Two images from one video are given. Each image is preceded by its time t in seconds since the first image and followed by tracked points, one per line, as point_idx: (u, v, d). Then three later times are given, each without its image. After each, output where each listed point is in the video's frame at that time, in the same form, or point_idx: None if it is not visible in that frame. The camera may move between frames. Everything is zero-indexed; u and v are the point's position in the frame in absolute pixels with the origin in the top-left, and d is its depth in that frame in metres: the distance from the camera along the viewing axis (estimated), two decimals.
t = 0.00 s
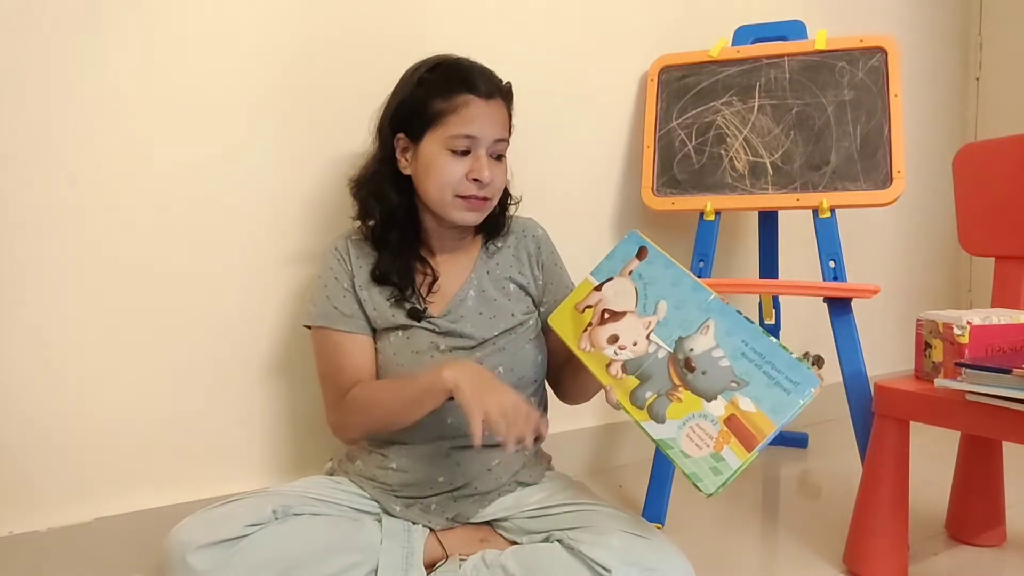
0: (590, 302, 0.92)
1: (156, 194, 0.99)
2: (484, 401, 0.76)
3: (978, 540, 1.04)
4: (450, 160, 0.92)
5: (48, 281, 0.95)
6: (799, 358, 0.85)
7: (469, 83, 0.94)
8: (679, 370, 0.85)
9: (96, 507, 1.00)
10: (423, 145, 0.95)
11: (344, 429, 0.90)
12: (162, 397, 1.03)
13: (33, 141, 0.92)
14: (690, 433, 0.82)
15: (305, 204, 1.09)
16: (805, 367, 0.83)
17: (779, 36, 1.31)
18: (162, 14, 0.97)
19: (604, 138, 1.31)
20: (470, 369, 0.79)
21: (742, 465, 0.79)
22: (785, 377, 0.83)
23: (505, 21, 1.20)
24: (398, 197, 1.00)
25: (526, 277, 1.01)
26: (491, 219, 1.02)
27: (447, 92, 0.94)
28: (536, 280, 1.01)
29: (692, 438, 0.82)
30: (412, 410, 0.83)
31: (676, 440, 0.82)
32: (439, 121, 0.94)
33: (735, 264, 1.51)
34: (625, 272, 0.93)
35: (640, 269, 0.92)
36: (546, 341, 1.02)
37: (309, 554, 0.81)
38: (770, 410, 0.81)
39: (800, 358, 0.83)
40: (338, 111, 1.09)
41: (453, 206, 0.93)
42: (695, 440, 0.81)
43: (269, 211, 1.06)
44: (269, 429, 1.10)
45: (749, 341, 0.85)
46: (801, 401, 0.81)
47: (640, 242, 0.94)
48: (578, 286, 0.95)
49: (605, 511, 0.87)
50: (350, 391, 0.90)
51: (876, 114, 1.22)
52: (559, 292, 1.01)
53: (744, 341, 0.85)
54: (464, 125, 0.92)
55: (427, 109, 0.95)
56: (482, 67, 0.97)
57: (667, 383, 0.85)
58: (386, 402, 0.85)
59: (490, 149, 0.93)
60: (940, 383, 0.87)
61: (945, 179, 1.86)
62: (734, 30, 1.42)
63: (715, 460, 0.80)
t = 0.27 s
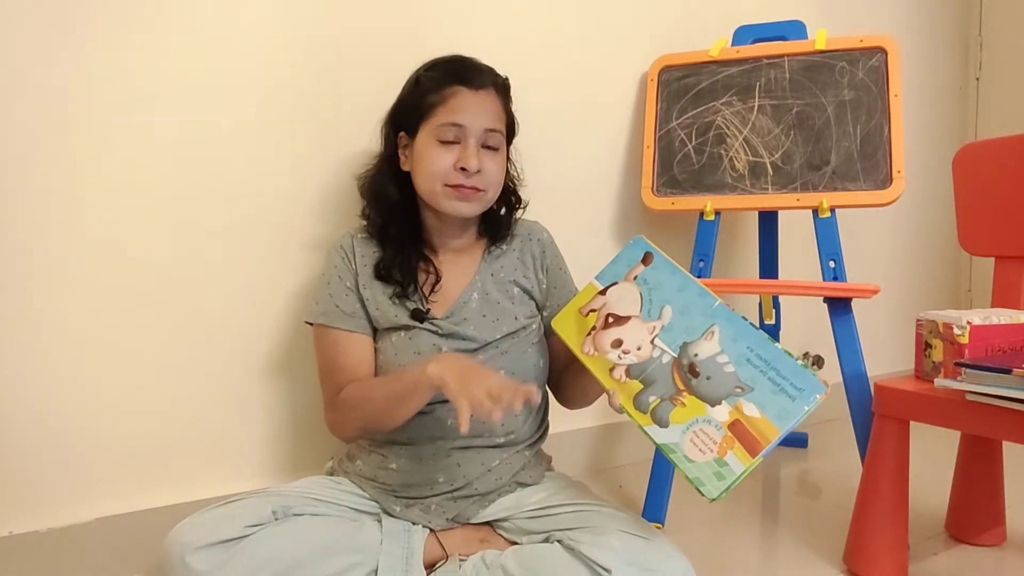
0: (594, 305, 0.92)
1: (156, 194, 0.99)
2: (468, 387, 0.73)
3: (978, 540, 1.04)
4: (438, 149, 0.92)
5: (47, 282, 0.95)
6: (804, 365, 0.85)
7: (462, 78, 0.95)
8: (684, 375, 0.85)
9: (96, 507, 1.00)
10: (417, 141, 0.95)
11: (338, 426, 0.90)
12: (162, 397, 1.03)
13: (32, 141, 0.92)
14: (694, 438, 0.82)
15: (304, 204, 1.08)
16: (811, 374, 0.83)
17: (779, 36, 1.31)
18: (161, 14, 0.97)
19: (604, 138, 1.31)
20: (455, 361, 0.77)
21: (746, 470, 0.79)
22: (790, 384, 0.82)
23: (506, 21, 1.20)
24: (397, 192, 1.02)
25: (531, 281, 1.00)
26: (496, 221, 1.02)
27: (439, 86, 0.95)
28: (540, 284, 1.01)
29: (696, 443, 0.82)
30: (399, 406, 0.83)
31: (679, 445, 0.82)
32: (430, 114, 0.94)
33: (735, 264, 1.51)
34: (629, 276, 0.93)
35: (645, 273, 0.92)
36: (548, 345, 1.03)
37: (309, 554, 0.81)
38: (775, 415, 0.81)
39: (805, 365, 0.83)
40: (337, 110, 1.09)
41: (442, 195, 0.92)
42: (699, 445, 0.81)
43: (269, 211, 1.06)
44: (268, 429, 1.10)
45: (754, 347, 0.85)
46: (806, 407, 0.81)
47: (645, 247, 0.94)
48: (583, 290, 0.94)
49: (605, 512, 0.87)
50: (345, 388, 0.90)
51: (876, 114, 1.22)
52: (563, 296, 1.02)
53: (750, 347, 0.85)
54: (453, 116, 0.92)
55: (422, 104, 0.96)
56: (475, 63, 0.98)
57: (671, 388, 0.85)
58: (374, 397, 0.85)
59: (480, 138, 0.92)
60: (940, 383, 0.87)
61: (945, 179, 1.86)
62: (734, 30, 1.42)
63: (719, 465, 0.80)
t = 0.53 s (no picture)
0: (596, 308, 0.92)
1: (156, 194, 0.99)
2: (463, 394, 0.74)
3: (978, 540, 1.04)
4: (431, 152, 0.92)
5: (47, 281, 0.95)
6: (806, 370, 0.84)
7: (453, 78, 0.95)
8: (685, 379, 0.85)
9: (96, 507, 1.00)
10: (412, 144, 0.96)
11: (339, 430, 0.91)
12: (162, 397, 1.03)
13: (33, 141, 0.92)
14: (694, 441, 0.82)
15: (305, 204, 1.08)
16: (813, 381, 0.83)
17: (779, 36, 1.31)
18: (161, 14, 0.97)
19: (604, 138, 1.31)
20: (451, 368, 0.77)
21: (745, 475, 0.79)
22: (792, 390, 0.82)
23: (506, 21, 1.20)
24: (397, 194, 1.02)
25: (532, 282, 1.00)
26: (498, 223, 1.02)
27: (431, 88, 0.95)
28: (542, 285, 1.01)
29: (696, 447, 0.82)
30: (397, 411, 0.83)
31: (679, 448, 0.82)
32: (423, 117, 0.95)
33: (735, 264, 1.51)
34: (631, 278, 0.93)
35: (647, 276, 0.92)
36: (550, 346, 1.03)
37: (309, 553, 0.81)
38: (776, 421, 0.81)
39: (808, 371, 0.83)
40: (338, 110, 1.09)
41: (437, 198, 0.92)
42: (699, 448, 0.82)
43: (269, 211, 1.06)
44: (269, 429, 1.10)
45: (756, 352, 0.85)
46: (806, 414, 0.81)
47: (648, 249, 0.94)
48: (586, 292, 0.95)
49: (605, 512, 0.87)
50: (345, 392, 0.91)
51: (876, 114, 1.22)
52: (565, 298, 1.02)
53: (751, 352, 0.85)
54: (444, 117, 0.93)
55: (415, 107, 0.96)
56: (466, 62, 0.98)
57: (673, 391, 0.85)
58: (373, 403, 0.85)
59: (472, 138, 0.92)
60: (940, 382, 0.87)
61: (945, 179, 1.86)
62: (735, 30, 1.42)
63: (719, 470, 0.80)
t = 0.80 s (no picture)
0: (595, 309, 0.92)
1: (156, 194, 0.99)
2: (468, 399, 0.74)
3: (978, 540, 1.04)
4: (427, 152, 0.92)
5: (47, 281, 0.95)
6: (805, 372, 0.85)
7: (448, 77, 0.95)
8: (685, 381, 0.85)
9: (96, 507, 1.00)
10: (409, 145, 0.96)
11: (340, 431, 0.91)
12: (162, 397, 1.03)
13: (33, 141, 0.92)
14: (694, 444, 0.82)
15: (305, 204, 1.08)
16: (812, 382, 0.83)
17: (779, 36, 1.31)
18: (161, 14, 0.97)
19: (604, 138, 1.31)
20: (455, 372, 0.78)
21: (746, 477, 0.78)
22: (791, 391, 0.83)
23: (506, 21, 1.20)
24: (397, 195, 1.02)
25: (532, 284, 1.00)
26: (498, 224, 1.02)
27: (427, 88, 0.95)
28: (542, 287, 1.01)
29: (697, 449, 0.81)
30: (398, 413, 0.83)
31: (679, 451, 0.82)
32: (420, 117, 0.95)
33: (735, 264, 1.51)
34: (630, 280, 0.93)
35: (646, 277, 0.92)
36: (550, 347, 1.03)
37: (309, 553, 0.81)
38: (776, 423, 0.81)
39: (807, 372, 0.83)
40: (338, 110, 1.09)
41: (433, 198, 0.92)
42: (699, 451, 0.81)
43: (269, 211, 1.06)
44: (269, 429, 1.10)
45: (755, 353, 0.85)
46: (807, 415, 0.81)
47: (647, 251, 0.95)
48: (584, 293, 0.95)
49: (605, 512, 0.87)
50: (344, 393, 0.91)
51: (876, 114, 1.22)
52: (564, 299, 1.02)
53: (751, 353, 0.85)
54: (439, 116, 0.93)
55: (413, 107, 0.96)
56: (462, 61, 0.98)
57: (672, 393, 0.85)
58: (373, 405, 0.86)
59: (468, 137, 0.92)
60: (940, 383, 0.87)
61: (945, 179, 1.86)
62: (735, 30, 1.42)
63: (720, 473, 0.79)
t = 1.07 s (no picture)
0: (597, 310, 0.92)
1: (156, 193, 0.99)
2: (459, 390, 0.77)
3: (978, 540, 1.04)
4: (425, 151, 0.92)
5: (47, 281, 0.95)
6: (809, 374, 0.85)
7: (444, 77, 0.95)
8: (689, 383, 0.85)
9: (96, 507, 1.00)
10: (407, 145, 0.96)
11: (340, 432, 0.91)
12: (161, 397, 1.03)
13: (33, 141, 0.92)
14: (699, 447, 0.82)
15: (305, 204, 1.09)
16: (817, 385, 0.83)
17: (779, 36, 1.31)
18: (161, 13, 0.97)
19: (604, 138, 1.31)
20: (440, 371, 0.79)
21: (752, 480, 0.78)
22: (796, 395, 0.83)
23: (506, 20, 1.20)
24: (396, 196, 1.02)
25: (533, 284, 1.00)
26: (498, 223, 1.03)
27: (423, 88, 0.95)
28: (543, 288, 1.01)
29: (702, 452, 0.81)
30: (398, 410, 0.84)
31: (684, 453, 0.81)
32: (417, 117, 0.95)
33: (735, 264, 1.51)
34: (633, 281, 0.93)
35: (648, 279, 0.92)
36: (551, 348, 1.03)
37: (309, 553, 0.80)
38: (781, 426, 0.81)
39: (811, 375, 0.84)
40: (337, 110, 1.09)
41: (433, 197, 0.92)
42: (704, 454, 0.81)
43: (269, 211, 1.06)
44: (269, 429, 1.10)
45: (759, 356, 0.86)
46: (812, 418, 0.81)
47: (649, 253, 0.95)
48: (587, 294, 0.94)
49: (605, 512, 0.87)
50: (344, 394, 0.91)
51: (876, 114, 1.22)
52: (565, 299, 1.02)
53: (755, 356, 0.86)
54: (436, 116, 0.93)
55: (410, 107, 0.96)
56: (457, 61, 0.98)
57: (676, 395, 0.85)
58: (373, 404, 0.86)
59: (465, 136, 0.92)
60: (940, 382, 0.87)
61: (945, 179, 1.87)
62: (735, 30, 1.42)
63: (725, 475, 0.79)
